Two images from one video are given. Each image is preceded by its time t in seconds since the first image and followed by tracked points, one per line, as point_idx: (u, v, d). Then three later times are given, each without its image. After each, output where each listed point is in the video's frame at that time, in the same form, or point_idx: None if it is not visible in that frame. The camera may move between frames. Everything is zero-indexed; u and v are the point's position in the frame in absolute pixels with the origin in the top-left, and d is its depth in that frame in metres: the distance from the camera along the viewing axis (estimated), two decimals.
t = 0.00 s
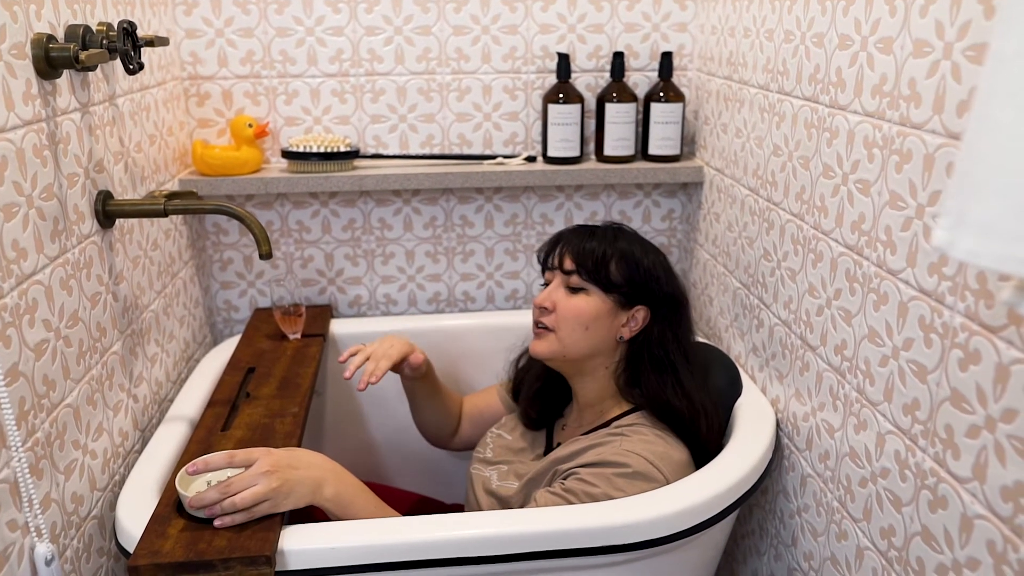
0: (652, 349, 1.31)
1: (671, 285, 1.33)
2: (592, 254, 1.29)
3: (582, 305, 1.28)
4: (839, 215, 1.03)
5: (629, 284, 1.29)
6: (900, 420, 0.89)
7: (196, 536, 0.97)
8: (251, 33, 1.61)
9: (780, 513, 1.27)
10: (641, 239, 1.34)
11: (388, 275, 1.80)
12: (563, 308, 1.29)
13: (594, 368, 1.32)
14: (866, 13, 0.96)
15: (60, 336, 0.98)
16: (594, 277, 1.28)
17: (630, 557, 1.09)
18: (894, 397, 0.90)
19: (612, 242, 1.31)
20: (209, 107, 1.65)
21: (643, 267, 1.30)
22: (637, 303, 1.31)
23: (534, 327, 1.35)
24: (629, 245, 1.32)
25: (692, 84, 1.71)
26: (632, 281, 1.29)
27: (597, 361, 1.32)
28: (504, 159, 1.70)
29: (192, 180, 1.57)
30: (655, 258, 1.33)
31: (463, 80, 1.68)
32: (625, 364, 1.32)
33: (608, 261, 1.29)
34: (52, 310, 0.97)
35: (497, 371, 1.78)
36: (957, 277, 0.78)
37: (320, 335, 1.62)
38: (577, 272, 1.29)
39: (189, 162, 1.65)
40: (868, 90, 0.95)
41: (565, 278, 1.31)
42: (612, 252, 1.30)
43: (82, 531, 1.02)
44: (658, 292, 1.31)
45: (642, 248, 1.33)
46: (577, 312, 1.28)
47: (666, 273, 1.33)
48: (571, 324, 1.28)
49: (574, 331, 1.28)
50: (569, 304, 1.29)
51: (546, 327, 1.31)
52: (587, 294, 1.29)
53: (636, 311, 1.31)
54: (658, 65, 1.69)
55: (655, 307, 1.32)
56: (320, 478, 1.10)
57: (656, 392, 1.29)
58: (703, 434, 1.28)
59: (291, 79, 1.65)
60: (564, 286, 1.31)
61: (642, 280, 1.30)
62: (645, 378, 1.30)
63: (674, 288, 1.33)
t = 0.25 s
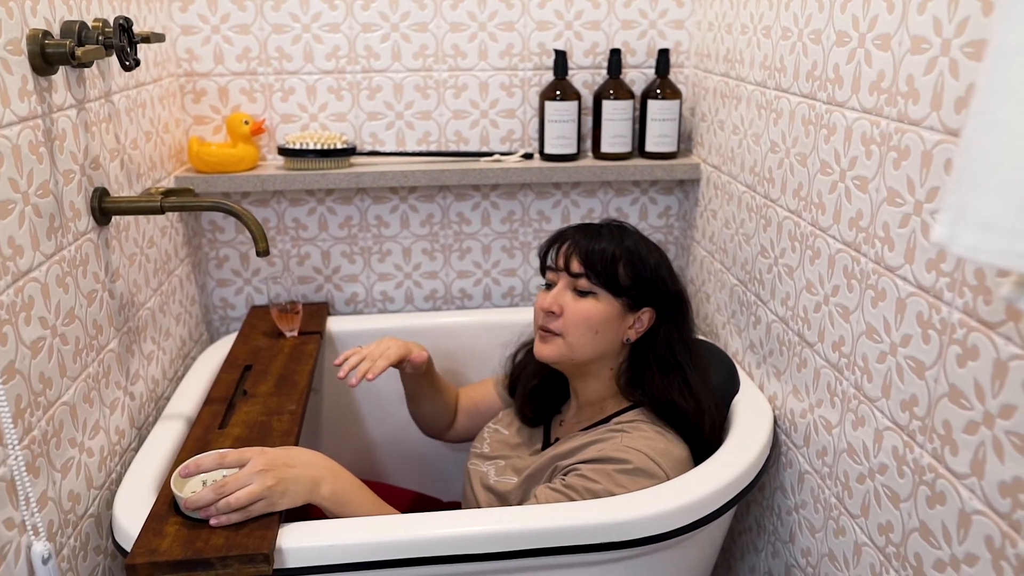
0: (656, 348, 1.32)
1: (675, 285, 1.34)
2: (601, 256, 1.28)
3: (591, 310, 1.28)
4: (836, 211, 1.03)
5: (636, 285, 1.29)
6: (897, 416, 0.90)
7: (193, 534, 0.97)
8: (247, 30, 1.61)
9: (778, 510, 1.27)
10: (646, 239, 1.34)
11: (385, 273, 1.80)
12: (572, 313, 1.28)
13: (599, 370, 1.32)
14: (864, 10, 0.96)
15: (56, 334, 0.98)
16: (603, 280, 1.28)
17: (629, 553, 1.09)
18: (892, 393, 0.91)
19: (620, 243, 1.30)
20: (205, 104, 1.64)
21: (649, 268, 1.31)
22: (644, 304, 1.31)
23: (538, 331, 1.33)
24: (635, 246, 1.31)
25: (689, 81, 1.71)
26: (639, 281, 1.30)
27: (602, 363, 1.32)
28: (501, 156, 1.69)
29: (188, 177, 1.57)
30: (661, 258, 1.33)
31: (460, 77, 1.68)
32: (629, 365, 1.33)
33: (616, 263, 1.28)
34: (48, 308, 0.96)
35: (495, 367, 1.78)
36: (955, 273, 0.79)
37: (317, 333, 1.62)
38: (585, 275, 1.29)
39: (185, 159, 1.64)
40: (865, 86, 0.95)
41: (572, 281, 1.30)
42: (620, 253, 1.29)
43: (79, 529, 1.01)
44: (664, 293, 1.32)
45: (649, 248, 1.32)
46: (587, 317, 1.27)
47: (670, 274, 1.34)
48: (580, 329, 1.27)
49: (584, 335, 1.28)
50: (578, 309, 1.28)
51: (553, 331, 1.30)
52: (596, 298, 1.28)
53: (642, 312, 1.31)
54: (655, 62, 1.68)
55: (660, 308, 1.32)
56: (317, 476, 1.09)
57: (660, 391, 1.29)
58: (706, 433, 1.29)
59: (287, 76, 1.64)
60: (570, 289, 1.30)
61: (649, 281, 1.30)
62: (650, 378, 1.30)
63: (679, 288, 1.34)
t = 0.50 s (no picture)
0: (654, 343, 1.32)
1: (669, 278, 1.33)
2: (592, 259, 1.28)
3: (586, 314, 1.27)
4: (835, 209, 1.03)
5: (630, 283, 1.29)
6: (896, 414, 0.90)
7: (191, 534, 0.97)
8: (243, 28, 1.60)
9: (776, 508, 1.28)
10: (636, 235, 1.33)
11: (382, 272, 1.80)
12: (568, 318, 1.27)
13: (600, 370, 1.32)
14: (862, 7, 0.96)
15: (53, 333, 0.97)
16: (596, 283, 1.27)
17: (628, 552, 1.09)
18: (891, 390, 0.91)
19: (610, 243, 1.29)
20: (201, 102, 1.63)
21: (642, 265, 1.30)
22: (640, 301, 1.30)
23: (536, 338, 1.32)
24: (626, 243, 1.30)
25: (686, 79, 1.71)
26: (632, 279, 1.29)
27: (603, 364, 1.32)
28: (498, 154, 1.69)
29: (185, 176, 1.56)
30: (653, 252, 1.33)
31: (457, 76, 1.68)
32: (628, 362, 1.33)
33: (607, 263, 1.28)
34: (45, 307, 0.96)
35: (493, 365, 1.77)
36: (955, 271, 0.79)
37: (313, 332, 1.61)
38: (577, 279, 1.28)
39: (181, 158, 1.63)
40: (864, 84, 0.95)
41: (565, 286, 1.29)
42: (611, 252, 1.28)
43: (75, 529, 1.01)
44: (658, 287, 1.31)
45: (640, 245, 1.31)
46: (583, 322, 1.27)
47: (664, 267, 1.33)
48: (578, 333, 1.27)
49: (581, 340, 1.28)
50: (573, 314, 1.27)
51: (551, 338, 1.30)
52: (590, 301, 1.28)
53: (639, 310, 1.30)
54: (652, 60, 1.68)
55: (656, 303, 1.32)
56: (315, 474, 1.09)
57: (659, 387, 1.29)
58: (707, 425, 1.30)
59: (283, 75, 1.64)
60: (564, 294, 1.30)
61: (642, 278, 1.29)
62: (648, 375, 1.31)
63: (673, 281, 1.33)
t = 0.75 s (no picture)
0: (647, 343, 1.31)
1: (659, 276, 1.32)
2: (576, 260, 1.27)
3: (571, 316, 1.27)
4: (835, 208, 1.03)
5: (616, 285, 1.27)
6: (897, 413, 0.90)
7: (191, 533, 0.97)
8: (242, 28, 1.60)
9: (776, 507, 1.28)
10: (624, 233, 1.31)
11: (381, 271, 1.80)
12: (554, 320, 1.28)
13: (594, 369, 1.32)
14: (863, 6, 0.96)
15: (53, 333, 0.97)
16: (581, 285, 1.27)
17: (629, 551, 1.09)
18: (891, 389, 0.91)
19: (596, 244, 1.28)
20: (200, 102, 1.63)
21: (628, 265, 1.28)
22: (629, 301, 1.29)
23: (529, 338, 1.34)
24: (613, 243, 1.29)
25: (685, 78, 1.71)
26: (619, 281, 1.28)
27: (595, 364, 1.31)
28: (498, 153, 1.69)
29: (184, 175, 1.56)
30: (641, 249, 1.31)
31: (456, 75, 1.67)
32: (622, 362, 1.33)
33: (592, 263, 1.27)
34: (45, 306, 0.96)
35: (492, 366, 1.77)
36: (956, 270, 0.79)
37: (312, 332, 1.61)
38: (562, 281, 1.28)
39: (181, 157, 1.63)
40: (864, 83, 0.96)
41: (553, 287, 1.30)
42: (596, 253, 1.28)
43: (76, 529, 1.01)
44: (647, 287, 1.30)
45: (628, 245, 1.30)
46: (568, 324, 1.27)
47: (653, 266, 1.31)
48: (563, 336, 1.28)
49: (567, 342, 1.28)
50: (558, 317, 1.28)
51: (540, 339, 1.31)
52: (576, 303, 1.28)
53: (628, 310, 1.29)
54: (651, 59, 1.68)
55: (646, 303, 1.31)
56: (316, 472, 1.09)
57: (651, 386, 1.29)
58: (704, 421, 1.30)
59: (282, 74, 1.64)
60: (552, 296, 1.30)
61: (629, 278, 1.28)
62: (641, 374, 1.30)
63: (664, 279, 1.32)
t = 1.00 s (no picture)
0: (644, 345, 1.30)
1: (661, 279, 1.30)
2: (576, 256, 1.27)
3: (566, 311, 1.28)
4: (838, 203, 1.03)
5: (613, 284, 1.27)
6: (900, 408, 0.90)
7: (195, 529, 0.97)
8: (244, 24, 1.60)
9: (779, 502, 1.28)
10: (629, 231, 1.30)
11: (383, 267, 1.80)
12: (550, 314, 1.29)
13: (591, 365, 1.32)
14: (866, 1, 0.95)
15: (57, 330, 0.97)
16: (578, 281, 1.27)
17: (632, 546, 1.09)
18: (894, 384, 0.91)
19: (598, 241, 1.28)
20: (202, 98, 1.63)
21: (627, 265, 1.27)
22: (626, 302, 1.28)
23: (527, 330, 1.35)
24: (615, 242, 1.28)
25: (687, 74, 1.71)
26: (616, 280, 1.27)
27: (591, 360, 1.31)
28: (500, 150, 1.69)
29: (186, 172, 1.56)
30: (645, 250, 1.29)
31: (458, 71, 1.67)
32: (619, 361, 1.32)
33: (591, 260, 1.27)
34: (48, 303, 0.96)
35: (495, 362, 1.77)
36: (959, 265, 0.79)
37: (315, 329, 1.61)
38: (561, 276, 1.28)
39: (183, 154, 1.63)
40: (867, 78, 0.95)
41: (552, 281, 1.30)
42: (597, 250, 1.27)
43: (80, 525, 1.01)
44: (645, 289, 1.28)
45: (631, 244, 1.28)
46: (562, 318, 1.28)
47: (655, 267, 1.30)
48: (557, 330, 1.28)
49: (560, 336, 1.28)
50: (554, 310, 1.28)
51: (537, 332, 1.32)
52: (572, 299, 1.28)
53: (625, 310, 1.29)
54: (653, 55, 1.68)
55: (645, 305, 1.29)
56: (321, 466, 1.09)
57: (647, 386, 1.29)
58: (701, 424, 1.29)
59: (284, 70, 1.63)
60: (551, 289, 1.31)
61: (627, 279, 1.27)
62: (637, 376, 1.30)
63: (666, 281, 1.30)
